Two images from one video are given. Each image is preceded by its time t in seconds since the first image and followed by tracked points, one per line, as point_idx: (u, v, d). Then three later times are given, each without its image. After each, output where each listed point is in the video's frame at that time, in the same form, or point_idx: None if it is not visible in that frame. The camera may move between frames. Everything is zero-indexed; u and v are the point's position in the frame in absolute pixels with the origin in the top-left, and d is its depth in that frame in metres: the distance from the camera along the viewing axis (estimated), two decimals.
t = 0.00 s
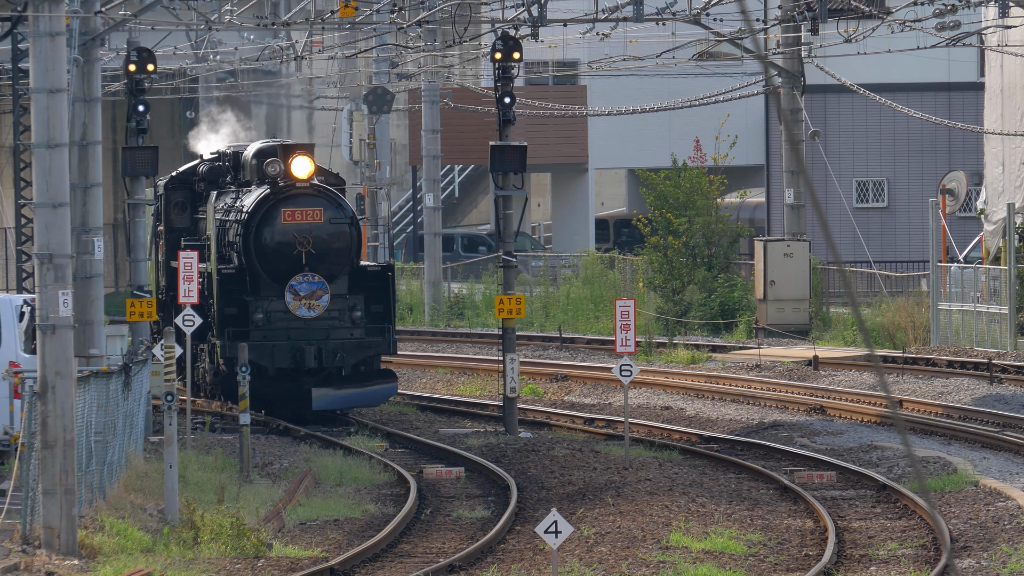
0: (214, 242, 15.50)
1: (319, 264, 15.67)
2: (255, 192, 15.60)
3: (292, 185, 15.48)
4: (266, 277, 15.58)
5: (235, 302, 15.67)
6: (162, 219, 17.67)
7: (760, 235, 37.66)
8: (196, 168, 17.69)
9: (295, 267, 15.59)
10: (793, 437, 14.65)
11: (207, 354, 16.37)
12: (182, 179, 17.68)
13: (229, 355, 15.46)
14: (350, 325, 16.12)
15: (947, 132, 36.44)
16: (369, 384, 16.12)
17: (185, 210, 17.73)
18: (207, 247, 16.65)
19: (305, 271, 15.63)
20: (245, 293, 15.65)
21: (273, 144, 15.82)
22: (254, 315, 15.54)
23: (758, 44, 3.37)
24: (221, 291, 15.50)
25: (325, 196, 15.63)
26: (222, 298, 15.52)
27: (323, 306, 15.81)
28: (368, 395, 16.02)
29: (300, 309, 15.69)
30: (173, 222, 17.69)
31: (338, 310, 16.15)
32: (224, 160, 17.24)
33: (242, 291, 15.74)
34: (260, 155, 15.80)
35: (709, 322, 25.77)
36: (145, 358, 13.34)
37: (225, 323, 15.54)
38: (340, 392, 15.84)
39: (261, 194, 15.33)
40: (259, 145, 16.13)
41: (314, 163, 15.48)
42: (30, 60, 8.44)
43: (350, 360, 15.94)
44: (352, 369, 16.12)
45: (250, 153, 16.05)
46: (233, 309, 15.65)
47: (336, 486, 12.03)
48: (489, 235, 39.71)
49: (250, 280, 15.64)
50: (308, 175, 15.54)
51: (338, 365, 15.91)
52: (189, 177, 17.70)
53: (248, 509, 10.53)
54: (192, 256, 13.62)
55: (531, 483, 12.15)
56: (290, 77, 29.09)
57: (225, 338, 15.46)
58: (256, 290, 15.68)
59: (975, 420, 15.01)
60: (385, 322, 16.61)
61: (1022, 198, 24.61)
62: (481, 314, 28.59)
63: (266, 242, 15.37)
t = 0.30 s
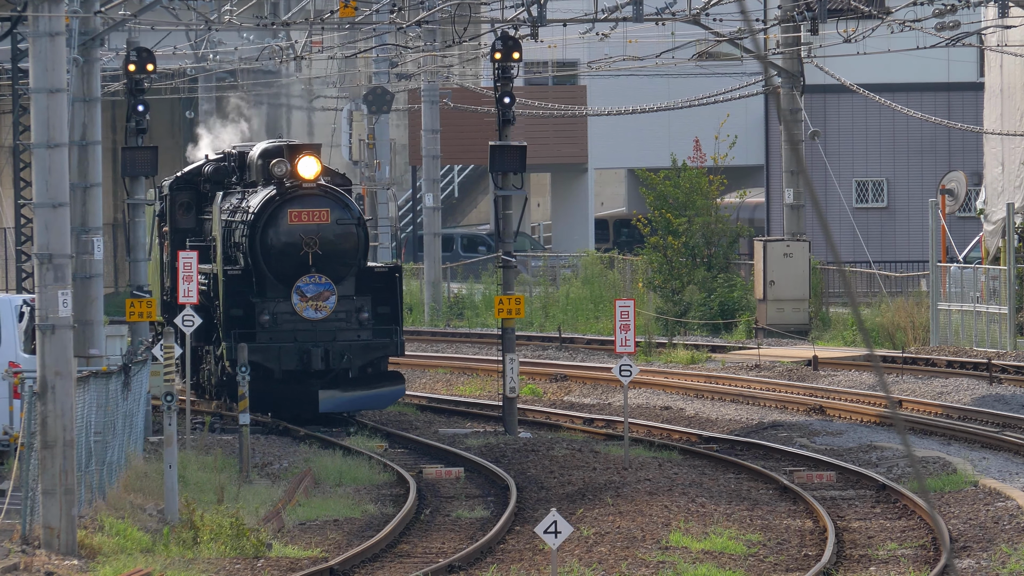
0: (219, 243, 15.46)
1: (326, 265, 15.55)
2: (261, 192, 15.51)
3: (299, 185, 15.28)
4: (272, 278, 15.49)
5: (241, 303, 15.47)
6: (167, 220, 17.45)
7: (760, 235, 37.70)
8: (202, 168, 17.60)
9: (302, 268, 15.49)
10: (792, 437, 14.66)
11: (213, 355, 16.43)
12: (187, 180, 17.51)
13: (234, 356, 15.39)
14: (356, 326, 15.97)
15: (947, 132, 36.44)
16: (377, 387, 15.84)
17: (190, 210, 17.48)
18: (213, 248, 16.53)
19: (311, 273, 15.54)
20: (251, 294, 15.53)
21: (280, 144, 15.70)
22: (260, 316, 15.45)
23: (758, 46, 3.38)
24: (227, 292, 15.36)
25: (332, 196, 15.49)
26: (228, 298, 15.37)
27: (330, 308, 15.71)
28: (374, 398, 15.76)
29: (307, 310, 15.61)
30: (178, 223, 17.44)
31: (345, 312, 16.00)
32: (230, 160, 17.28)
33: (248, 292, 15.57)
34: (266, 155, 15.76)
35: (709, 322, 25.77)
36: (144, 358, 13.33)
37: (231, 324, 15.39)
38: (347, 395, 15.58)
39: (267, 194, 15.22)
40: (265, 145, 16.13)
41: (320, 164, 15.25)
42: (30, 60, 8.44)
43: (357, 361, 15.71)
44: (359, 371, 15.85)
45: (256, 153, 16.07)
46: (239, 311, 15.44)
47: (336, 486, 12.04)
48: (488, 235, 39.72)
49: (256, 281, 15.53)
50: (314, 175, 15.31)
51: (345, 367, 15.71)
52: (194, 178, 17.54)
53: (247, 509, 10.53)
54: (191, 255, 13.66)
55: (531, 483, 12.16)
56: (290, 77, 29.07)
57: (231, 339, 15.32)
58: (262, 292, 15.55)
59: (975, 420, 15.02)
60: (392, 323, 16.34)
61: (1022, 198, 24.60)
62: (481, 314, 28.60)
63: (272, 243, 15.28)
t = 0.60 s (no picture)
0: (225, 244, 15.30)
1: (332, 266, 15.40)
2: (268, 193, 15.39)
3: (305, 186, 15.15)
4: (279, 279, 15.27)
5: (247, 306, 15.32)
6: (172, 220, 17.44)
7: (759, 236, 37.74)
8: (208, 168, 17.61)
9: (308, 270, 15.32)
10: (791, 437, 14.68)
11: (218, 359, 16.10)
12: (193, 181, 17.56)
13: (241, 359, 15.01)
14: (364, 329, 15.77)
15: (946, 132, 36.45)
16: (385, 389, 15.59)
17: (195, 211, 17.50)
18: (218, 248, 16.44)
19: (318, 274, 15.38)
20: (257, 295, 15.33)
21: (285, 145, 15.67)
22: (267, 318, 15.24)
23: (758, 44, 3.36)
24: (233, 294, 15.18)
25: (338, 198, 15.35)
26: (233, 301, 15.20)
27: (337, 310, 15.54)
28: (383, 400, 15.50)
29: (314, 312, 15.41)
30: (183, 224, 17.46)
31: (352, 314, 15.82)
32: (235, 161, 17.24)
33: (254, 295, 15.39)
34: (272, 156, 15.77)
35: (708, 323, 25.81)
36: (143, 358, 13.34)
37: (236, 326, 15.25)
38: (355, 397, 15.33)
39: (273, 195, 15.07)
40: (271, 146, 16.10)
41: (327, 165, 15.15)
42: (29, 60, 8.43)
43: (364, 364, 15.52)
44: (366, 374, 15.84)
45: (263, 154, 16.04)
46: (245, 313, 15.29)
47: (335, 486, 12.05)
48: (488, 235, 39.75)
49: (262, 283, 15.32)
50: (321, 176, 15.20)
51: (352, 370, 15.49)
52: (199, 179, 17.55)
53: (247, 509, 10.54)
54: (190, 255, 13.71)
55: (530, 483, 12.18)
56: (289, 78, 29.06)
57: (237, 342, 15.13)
58: (268, 294, 15.35)
59: (974, 420, 15.04)
60: (399, 326, 16.25)
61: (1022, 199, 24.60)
62: (481, 314, 28.62)
63: (279, 245, 15.09)
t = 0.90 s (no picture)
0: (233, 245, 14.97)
1: (341, 267, 15.04)
2: (276, 193, 15.06)
3: (313, 187, 14.83)
4: (287, 280, 14.97)
5: (254, 306, 14.98)
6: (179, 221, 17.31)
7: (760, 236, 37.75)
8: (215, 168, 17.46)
9: (317, 271, 14.98)
10: (793, 437, 14.67)
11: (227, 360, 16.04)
12: (201, 180, 17.39)
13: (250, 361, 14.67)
14: (373, 330, 15.44)
15: (947, 132, 36.45)
16: (394, 391, 15.39)
17: (202, 212, 17.34)
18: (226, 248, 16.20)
19: (327, 275, 15.03)
20: (264, 296, 15.01)
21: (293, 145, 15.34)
22: (274, 320, 14.92)
23: (760, 46, 3.35)
24: (240, 295, 14.85)
25: (347, 198, 15.02)
26: (241, 302, 14.86)
27: (345, 311, 15.22)
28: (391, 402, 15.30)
29: (322, 313, 15.09)
30: (191, 224, 17.29)
31: (360, 315, 15.48)
32: (244, 161, 17.01)
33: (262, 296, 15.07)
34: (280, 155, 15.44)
35: (709, 322, 25.84)
36: (144, 358, 13.34)
37: (243, 328, 14.90)
38: (364, 399, 15.12)
39: (282, 195, 14.74)
40: (280, 145, 15.81)
41: (336, 164, 14.80)
42: (30, 60, 8.43)
43: (373, 366, 15.22)
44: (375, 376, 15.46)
45: (271, 153, 15.76)
46: (252, 314, 14.93)
47: (337, 486, 12.05)
48: (488, 235, 39.77)
49: (270, 284, 15.01)
50: (330, 177, 14.87)
51: (361, 372, 15.19)
52: (207, 179, 17.38)
53: (248, 509, 10.54)
54: (192, 255, 13.71)
55: (532, 483, 12.18)
56: (289, 78, 29.07)
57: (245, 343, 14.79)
58: (276, 295, 15.04)
59: (975, 420, 15.03)
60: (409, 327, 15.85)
61: (1022, 199, 24.61)
62: (481, 314, 28.63)
63: (287, 246, 14.75)
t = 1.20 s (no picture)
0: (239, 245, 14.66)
1: (349, 268, 14.80)
2: (283, 193, 14.79)
3: (321, 187, 14.57)
4: (294, 282, 14.65)
5: (261, 308, 14.71)
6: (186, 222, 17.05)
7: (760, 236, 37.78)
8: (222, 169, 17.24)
9: (324, 272, 14.72)
10: (793, 437, 14.67)
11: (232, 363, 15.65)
12: (207, 181, 17.16)
13: (256, 362, 14.47)
14: (380, 332, 15.17)
15: (947, 132, 36.44)
16: (402, 393, 15.21)
17: (208, 212, 17.10)
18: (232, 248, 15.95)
19: (334, 277, 14.75)
20: (271, 298, 14.73)
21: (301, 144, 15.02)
22: (281, 321, 14.64)
23: (760, 44, 3.34)
24: (247, 296, 14.58)
25: (354, 198, 14.77)
26: (248, 303, 14.59)
27: (352, 312, 14.91)
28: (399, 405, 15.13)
29: (329, 315, 14.80)
30: (197, 225, 17.03)
31: (368, 316, 15.21)
32: (251, 161, 16.77)
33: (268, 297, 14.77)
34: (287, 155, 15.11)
35: (709, 322, 25.84)
36: (145, 358, 13.34)
37: (250, 329, 14.58)
38: (371, 402, 14.96)
39: (288, 196, 14.46)
40: (287, 145, 15.52)
41: (343, 165, 14.49)
42: (30, 60, 8.43)
43: (380, 368, 14.99)
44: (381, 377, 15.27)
45: (278, 153, 15.46)
46: (259, 316, 14.67)
47: (337, 486, 12.05)
48: (488, 235, 39.78)
49: (277, 285, 14.70)
50: (337, 177, 14.56)
51: (368, 374, 14.95)
52: (214, 179, 17.13)
53: (248, 509, 10.53)
54: (192, 255, 13.72)
55: (531, 483, 12.17)
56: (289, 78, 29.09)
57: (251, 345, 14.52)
58: (283, 296, 14.74)
59: (975, 420, 15.03)
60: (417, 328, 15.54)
61: (1022, 199, 24.62)
62: (481, 314, 28.65)
63: (294, 247, 14.46)
